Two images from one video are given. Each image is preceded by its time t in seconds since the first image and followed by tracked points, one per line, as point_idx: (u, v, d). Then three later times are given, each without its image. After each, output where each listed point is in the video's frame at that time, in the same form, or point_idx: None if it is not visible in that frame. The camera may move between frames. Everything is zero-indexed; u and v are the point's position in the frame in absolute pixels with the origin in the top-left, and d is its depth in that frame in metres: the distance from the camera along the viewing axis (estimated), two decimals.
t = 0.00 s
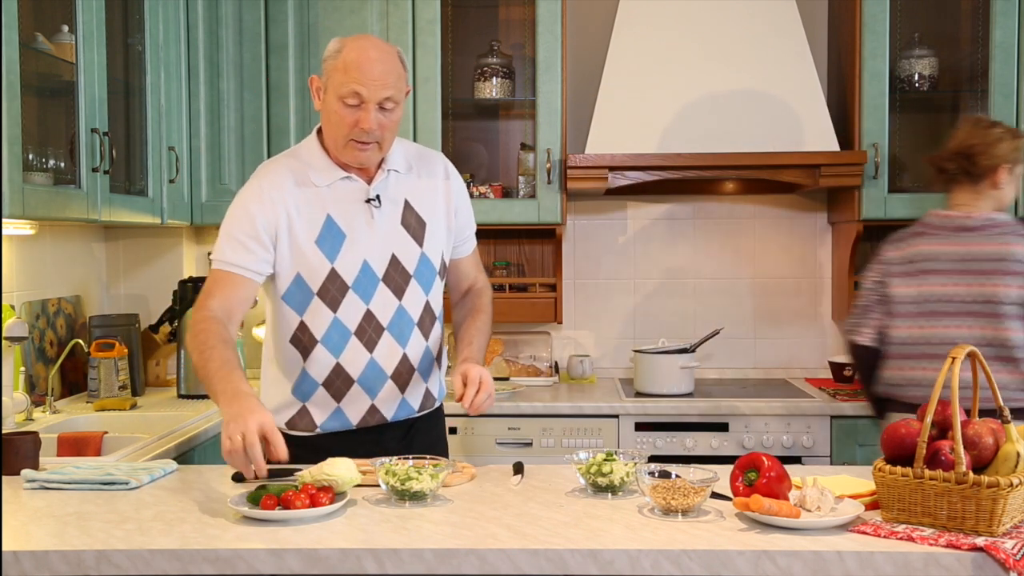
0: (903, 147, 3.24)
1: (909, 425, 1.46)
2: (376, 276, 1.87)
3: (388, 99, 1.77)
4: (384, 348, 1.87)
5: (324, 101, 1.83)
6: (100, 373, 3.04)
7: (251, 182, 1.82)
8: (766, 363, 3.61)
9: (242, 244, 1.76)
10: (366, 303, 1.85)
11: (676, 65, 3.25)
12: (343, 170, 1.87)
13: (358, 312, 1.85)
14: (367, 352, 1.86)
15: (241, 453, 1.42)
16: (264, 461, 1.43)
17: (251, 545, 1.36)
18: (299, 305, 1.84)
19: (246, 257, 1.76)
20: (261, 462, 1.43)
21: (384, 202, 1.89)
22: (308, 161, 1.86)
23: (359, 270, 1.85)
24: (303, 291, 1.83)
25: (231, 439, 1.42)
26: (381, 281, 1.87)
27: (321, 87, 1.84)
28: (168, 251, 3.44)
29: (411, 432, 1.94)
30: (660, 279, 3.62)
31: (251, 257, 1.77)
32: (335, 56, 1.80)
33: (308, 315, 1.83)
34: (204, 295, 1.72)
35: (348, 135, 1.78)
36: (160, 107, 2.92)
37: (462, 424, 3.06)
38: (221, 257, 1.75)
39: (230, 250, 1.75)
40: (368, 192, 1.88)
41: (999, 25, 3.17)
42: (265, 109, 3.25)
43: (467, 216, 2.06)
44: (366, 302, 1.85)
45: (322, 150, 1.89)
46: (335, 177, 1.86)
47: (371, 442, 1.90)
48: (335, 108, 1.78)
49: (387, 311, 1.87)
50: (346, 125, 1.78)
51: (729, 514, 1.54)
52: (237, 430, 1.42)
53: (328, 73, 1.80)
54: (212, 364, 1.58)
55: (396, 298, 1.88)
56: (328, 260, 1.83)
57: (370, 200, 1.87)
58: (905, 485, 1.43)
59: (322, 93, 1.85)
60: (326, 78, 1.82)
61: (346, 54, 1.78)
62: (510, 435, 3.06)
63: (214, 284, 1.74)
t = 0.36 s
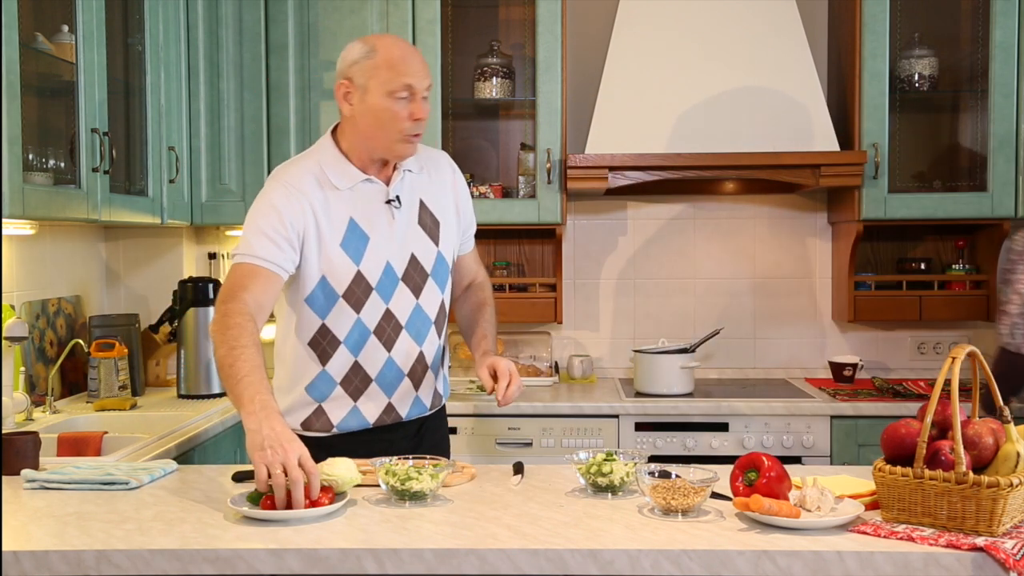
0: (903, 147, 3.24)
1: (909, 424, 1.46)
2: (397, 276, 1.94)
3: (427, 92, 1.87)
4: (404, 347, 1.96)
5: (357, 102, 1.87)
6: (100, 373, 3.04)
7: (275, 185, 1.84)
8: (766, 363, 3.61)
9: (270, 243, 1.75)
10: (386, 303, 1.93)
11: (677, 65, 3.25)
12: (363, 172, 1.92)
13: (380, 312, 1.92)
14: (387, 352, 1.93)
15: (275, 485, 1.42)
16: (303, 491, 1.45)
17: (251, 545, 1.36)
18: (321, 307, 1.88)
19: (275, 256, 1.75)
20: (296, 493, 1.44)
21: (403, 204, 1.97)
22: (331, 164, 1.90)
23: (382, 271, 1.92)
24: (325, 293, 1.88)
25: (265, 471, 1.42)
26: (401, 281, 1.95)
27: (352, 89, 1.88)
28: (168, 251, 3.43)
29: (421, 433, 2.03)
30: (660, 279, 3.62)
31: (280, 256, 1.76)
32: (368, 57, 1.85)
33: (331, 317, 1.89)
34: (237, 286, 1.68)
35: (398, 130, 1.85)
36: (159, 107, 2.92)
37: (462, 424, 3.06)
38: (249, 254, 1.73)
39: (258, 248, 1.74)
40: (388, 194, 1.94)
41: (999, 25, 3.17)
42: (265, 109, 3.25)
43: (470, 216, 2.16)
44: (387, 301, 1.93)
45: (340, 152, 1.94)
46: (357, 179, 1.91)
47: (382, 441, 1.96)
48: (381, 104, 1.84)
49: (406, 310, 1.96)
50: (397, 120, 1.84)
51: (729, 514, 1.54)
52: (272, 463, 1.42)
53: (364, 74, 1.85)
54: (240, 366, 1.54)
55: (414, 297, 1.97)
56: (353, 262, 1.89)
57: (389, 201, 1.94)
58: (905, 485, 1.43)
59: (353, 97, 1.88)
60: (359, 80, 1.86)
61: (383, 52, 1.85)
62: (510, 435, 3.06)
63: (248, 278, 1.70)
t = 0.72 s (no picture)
0: (903, 147, 3.24)
1: (909, 425, 1.46)
2: (404, 271, 1.98)
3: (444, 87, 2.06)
4: (405, 342, 1.99)
5: (395, 92, 1.97)
6: (100, 373, 3.03)
7: (291, 173, 1.83)
8: (766, 363, 3.61)
9: (286, 233, 1.74)
10: (393, 297, 1.96)
11: (677, 65, 3.25)
12: (377, 167, 1.95)
13: (387, 306, 1.95)
14: (389, 346, 1.96)
15: (274, 489, 1.43)
16: (302, 495, 1.46)
17: (251, 545, 1.36)
18: (333, 298, 1.89)
19: (290, 247, 1.74)
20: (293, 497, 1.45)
21: (411, 200, 2.01)
22: (347, 157, 1.91)
23: (391, 266, 1.95)
24: (339, 285, 1.89)
25: (265, 474, 1.43)
26: (407, 276, 1.99)
27: (389, 81, 1.97)
28: (168, 250, 3.43)
29: (410, 433, 2.07)
30: (660, 279, 3.62)
31: (297, 248, 1.76)
32: (401, 50, 1.98)
33: (342, 310, 1.90)
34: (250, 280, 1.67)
35: (434, 115, 2.00)
36: (159, 107, 2.92)
37: (462, 424, 3.06)
38: (263, 243, 1.71)
39: (273, 238, 1.72)
40: (399, 189, 1.98)
41: (999, 25, 3.17)
42: (265, 109, 3.26)
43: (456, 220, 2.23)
44: (394, 296, 1.96)
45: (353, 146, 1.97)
46: (373, 173, 1.93)
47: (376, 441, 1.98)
48: (422, 91, 1.97)
49: (409, 306, 2.00)
50: (434, 106, 1.99)
51: (729, 514, 1.54)
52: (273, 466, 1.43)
53: (402, 66, 1.97)
54: (245, 369, 1.56)
55: (417, 292, 2.01)
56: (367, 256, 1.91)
57: (400, 197, 1.98)
58: (905, 485, 1.43)
59: (388, 88, 1.97)
60: (395, 71, 1.97)
61: (414, 46, 2.00)
62: (510, 435, 3.06)
63: (260, 270, 1.69)
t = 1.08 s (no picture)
0: (902, 147, 3.24)
1: (909, 425, 1.46)
2: (387, 266, 2.00)
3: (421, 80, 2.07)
4: (386, 337, 2.01)
5: (374, 87, 1.98)
6: (100, 373, 3.03)
7: (278, 170, 1.81)
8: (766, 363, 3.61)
9: (276, 233, 1.74)
10: (377, 293, 1.98)
11: (677, 65, 3.25)
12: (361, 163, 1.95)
13: (371, 302, 1.96)
14: (372, 341, 1.97)
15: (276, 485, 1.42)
16: (300, 493, 1.44)
17: (251, 545, 1.36)
18: (320, 294, 1.90)
19: (279, 246, 1.74)
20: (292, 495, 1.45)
21: (391, 196, 2.02)
22: (332, 153, 1.90)
23: (376, 262, 1.97)
24: (326, 281, 1.90)
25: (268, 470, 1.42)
26: (390, 272, 2.01)
27: (368, 76, 1.98)
28: (168, 251, 3.43)
29: (388, 428, 2.08)
30: (660, 279, 3.62)
31: (285, 246, 1.75)
32: (378, 45, 1.99)
33: (329, 305, 1.91)
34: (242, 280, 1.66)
35: (414, 108, 2.01)
36: (159, 108, 2.92)
37: (462, 424, 3.06)
38: (254, 244, 1.70)
39: (262, 236, 1.71)
40: (381, 185, 1.99)
41: (999, 25, 3.17)
42: (265, 109, 3.26)
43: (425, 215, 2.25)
44: (378, 292, 1.98)
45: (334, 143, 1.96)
46: (357, 169, 1.93)
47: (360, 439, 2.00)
48: (402, 84, 1.99)
49: (391, 301, 2.02)
50: (413, 99, 2.01)
51: (729, 514, 1.54)
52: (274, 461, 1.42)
53: (380, 60, 1.98)
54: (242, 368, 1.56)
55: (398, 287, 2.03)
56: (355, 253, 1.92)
57: (383, 193, 1.99)
58: (905, 485, 1.43)
59: (368, 84, 1.98)
60: (374, 66, 1.98)
61: (391, 40, 2.00)
62: (510, 435, 3.06)
63: (250, 269, 1.68)
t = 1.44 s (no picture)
0: (903, 147, 3.24)
1: (910, 424, 1.46)
2: (370, 262, 2.00)
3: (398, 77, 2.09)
4: (370, 334, 2.01)
5: (352, 86, 1.99)
6: (100, 373, 3.03)
7: (254, 170, 1.84)
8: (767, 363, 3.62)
9: (252, 231, 1.76)
10: (360, 289, 1.98)
11: (677, 65, 3.26)
12: (339, 162, 1.97)
13: (354, 298, 1.96)
14: (356, 337, 1.97)
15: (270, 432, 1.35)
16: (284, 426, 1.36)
17: (251, 545, 1.36)
18: (302, 291, 1.90)
19: (252, 246, 1.75)
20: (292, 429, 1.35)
21: (371, 193, 2.04)
22: (309, 153, 1.93)
23: (358, 257, 1.97)
24: (308, 278, 1.90)
25: (255, 417, 1.37)
26: (372, 267, 2.01)
27: (345, 75, 1.99)
28: (169, 250, 3.43)
29: (374, 426, 2.07)
30: (659, 279, 3.62)
31: (258, 246, 1.77)
32: (353, 44, 2.01)
33: (312, 302, 1.91)
34: (207, 285, 1.69)
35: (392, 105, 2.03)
36: (159, 110, 2.92)
37: (462, 424, 3.06)
38: (230, 244, 1.73)
39: (232, 239, 1.74)
40: (360, 182, 2.01)
41: (999, 25, 3.17)
42: (265, 109, 3.27)
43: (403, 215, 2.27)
44: (361, 287, 1.98)
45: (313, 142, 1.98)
46: (335, 167, 1.95)
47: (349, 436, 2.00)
48: (379, 81, 2.01)
49: (374, 298, 2.02)
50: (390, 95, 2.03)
51: (729, 514, 1.54)
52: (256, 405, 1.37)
53: (357, 59, 1.99)
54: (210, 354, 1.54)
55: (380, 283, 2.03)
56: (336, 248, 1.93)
57: (362, 190, 2.01)
58: (905, 485, 1.43)
59: (345, 82, 1.99)
60: (350, 65, 1.99)
61: (367, 39, 2.02)
62: (510, 435, 3.07)
63: (216, 276, 1.71)
